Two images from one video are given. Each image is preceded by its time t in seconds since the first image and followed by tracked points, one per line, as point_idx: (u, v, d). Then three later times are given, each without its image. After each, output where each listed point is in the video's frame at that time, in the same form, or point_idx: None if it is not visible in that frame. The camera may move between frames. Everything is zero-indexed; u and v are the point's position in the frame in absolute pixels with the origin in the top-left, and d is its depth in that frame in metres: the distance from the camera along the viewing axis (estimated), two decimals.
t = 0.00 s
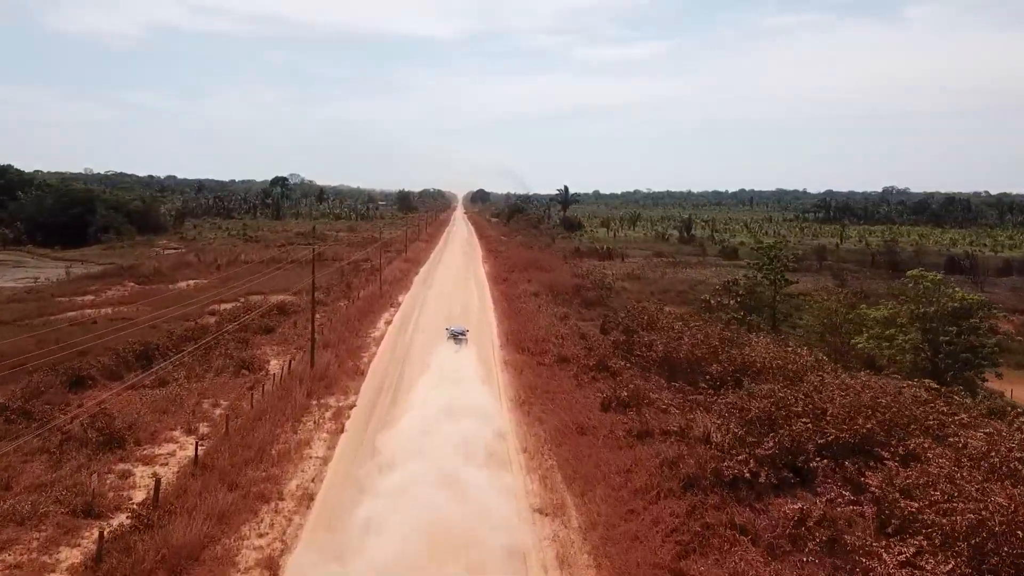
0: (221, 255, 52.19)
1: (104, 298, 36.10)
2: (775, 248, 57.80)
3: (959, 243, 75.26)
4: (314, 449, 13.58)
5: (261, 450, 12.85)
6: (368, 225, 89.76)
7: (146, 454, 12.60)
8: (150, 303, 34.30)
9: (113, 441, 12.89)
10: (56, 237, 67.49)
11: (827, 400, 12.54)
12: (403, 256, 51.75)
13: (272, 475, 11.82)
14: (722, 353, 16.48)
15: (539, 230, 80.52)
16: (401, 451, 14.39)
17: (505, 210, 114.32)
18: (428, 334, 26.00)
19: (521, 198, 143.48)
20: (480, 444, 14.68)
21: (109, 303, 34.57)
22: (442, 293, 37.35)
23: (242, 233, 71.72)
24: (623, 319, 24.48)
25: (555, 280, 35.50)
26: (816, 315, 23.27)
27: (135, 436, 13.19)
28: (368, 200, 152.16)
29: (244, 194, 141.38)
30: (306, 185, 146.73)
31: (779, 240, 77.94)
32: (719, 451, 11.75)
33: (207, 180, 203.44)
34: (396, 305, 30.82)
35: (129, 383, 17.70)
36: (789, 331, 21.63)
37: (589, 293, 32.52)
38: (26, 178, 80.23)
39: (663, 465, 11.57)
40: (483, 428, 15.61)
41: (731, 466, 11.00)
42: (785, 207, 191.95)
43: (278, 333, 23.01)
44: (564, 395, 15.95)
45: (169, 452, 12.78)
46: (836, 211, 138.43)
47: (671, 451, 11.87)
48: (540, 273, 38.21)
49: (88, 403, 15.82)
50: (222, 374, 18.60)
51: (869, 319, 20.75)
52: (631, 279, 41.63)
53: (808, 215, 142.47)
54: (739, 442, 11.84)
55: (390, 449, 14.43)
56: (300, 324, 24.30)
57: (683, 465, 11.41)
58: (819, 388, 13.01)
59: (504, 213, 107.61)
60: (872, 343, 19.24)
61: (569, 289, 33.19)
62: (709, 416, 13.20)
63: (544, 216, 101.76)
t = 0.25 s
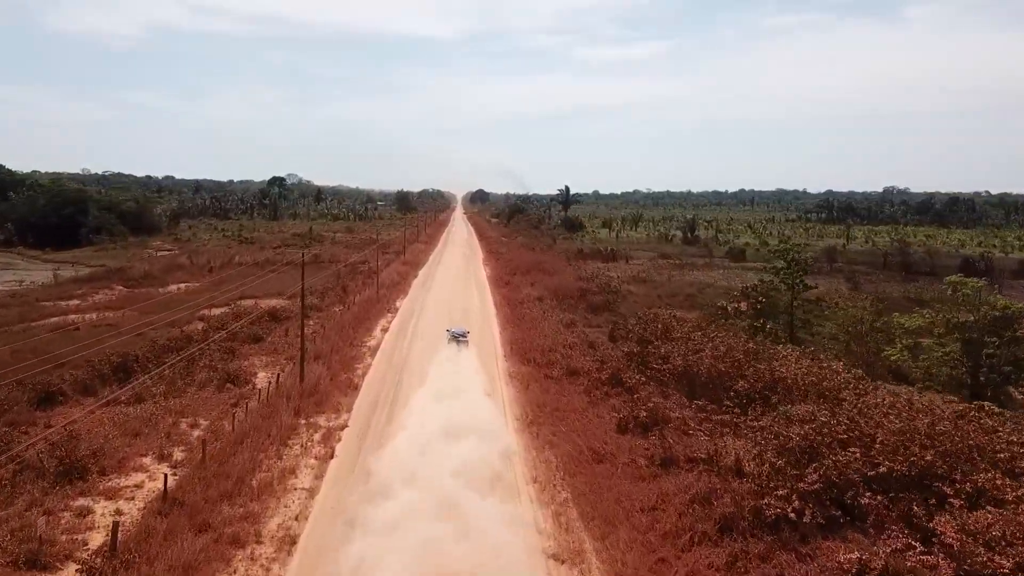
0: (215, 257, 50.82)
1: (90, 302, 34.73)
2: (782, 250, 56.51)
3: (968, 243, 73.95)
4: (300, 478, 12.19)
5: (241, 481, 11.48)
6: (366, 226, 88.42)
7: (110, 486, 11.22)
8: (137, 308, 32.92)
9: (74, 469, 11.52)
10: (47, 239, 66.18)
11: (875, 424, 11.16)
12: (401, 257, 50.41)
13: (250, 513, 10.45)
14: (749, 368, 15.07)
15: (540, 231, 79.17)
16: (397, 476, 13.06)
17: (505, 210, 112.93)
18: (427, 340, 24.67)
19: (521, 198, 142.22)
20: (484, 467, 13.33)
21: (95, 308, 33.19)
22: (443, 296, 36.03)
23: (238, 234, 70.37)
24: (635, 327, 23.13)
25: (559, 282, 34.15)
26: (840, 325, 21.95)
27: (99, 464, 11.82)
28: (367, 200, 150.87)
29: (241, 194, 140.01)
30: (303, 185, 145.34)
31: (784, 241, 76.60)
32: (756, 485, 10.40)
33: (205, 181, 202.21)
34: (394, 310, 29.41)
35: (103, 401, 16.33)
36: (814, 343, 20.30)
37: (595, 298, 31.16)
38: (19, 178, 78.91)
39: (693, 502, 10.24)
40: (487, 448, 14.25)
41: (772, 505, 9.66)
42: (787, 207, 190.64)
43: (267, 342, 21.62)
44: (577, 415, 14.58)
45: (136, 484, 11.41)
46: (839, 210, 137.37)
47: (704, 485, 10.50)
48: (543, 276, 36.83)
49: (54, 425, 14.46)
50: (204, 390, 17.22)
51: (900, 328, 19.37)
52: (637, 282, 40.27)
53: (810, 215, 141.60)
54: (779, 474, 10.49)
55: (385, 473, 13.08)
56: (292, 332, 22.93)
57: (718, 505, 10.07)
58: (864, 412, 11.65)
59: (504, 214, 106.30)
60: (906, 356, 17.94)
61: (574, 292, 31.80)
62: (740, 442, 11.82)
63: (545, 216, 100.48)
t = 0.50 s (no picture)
0: (208, 259, 49.48)
1: (75, 307, 33.37)
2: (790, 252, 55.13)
3: (976, 244, 72.59)
4: (281, 516, 10.81)
5: (213, 521, 10.14)
6: (364, 227, 87.09)
7: (63, 528, 9.85)
8: (123, 314, 31.55)
9: (25, 506, 10.18)
10: (38, 240, 64.88)
11: (933, 453, 9.83)
12: (400, 259, 49.05)
13: (220, 562, 9.07)
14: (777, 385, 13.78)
15: (541, 232, 77.79)
16: (392, 507, 11.72)
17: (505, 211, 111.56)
18: (427, 349, 23.37)
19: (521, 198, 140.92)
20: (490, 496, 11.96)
21: (79, 313, 31.82)
22: (443, 301, 34.71)
23: (233, 235, 69.05)
24: (647, 335, 21.76)
25: (563, 286, 32.79)
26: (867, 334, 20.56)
27: (53, 500, 10.45)
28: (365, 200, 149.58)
29: (238, 194, 138.70)
30: (301, 185, 143.98)
31: (790, 241, 75.21)
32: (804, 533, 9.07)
33: (202, 181, 201.02)
34: (391, 316, 28.03)
35: (71, 421, 14.96)
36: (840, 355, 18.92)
37: (601, 303, 29.80)
38: (11, 179, 77.63)
39: (734, 555, 8.94)
40: (493, 474, 12.88)
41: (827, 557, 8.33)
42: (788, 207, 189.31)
43: (255, 352, 20.25)
44: (591, 438, 13.20)
45: (94, 524, 10.04)
46: (843, 211, 136.07)
47: (744, 534, 9.24)
48: (546, 280, 35.45)
49: (13, 451, 13.10)
50: (183, 409, 15.85)
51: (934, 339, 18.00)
52: (643, 285, 38.90)
53: (814, 215, 140.21)
54: (830, 517, 9.14)
55: (379, 503, 11.79)
56: (282, 342, 21.55)
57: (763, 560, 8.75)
58: (920, 438, 10.29)
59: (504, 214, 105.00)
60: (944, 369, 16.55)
61: (579, 296, 30.43)
62: (778, 475, 10.51)
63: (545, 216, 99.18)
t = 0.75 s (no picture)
0: (201, 262, 48.10)
1: (58, 312, 31.96)
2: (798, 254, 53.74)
3: (986, 245, 71.25)
4: (256, 566, 9.44)
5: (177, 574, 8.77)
6: (362, 227, 85.67)
7: None
8: (108, 319, 30.15)
9: None
10: (29, 241, 63.49)
11: (1013, 490, 8.49)
12: (398, 261, 47.66)
13: None
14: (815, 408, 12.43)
15: (542, 233, 76.36)
16: (387, 543, 10.39)
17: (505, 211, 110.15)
18: (426, 358, 22.03)
19: (521, 198, 139.63)
20: (498, 529, 10.61)
21: (62, 318, 30.41)
22: (443, 305, 33.34)
23: (229, 236, 67.68)
24: (660, 345, 20.37)
25: (567, 291, 31.40)
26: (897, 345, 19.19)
27: None
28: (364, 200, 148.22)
29: (235, 195, 137.35)
30: (300, 186, 142.58)
31: (797, 242, 73.84)
32: None
33: (201, 181, 200.07)
34: (387, 322, 26.64)
35: (32, 445, 13.54)
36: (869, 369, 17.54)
37: (608, 309, 28.44)
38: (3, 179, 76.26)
39: None
40: (500, 504, 11.55)
41: None
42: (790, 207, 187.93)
43: (241, 364, 18.88)
44: (610, 469, 11.84)
45: None
46: (847, 211, 134.74)
47: None
48: (550, 284, 34.05)
49: None
50: (158, 431, 14.46)
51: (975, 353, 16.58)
52: (650, 288, 37.51)
53: (818, 215, 138.85)
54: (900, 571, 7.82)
55: (371, 539, 10.48)
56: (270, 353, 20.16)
57: None
58: (994, 472, 8.96)
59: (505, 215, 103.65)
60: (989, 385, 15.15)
61: (585, 302, 29.05)
62: (826, 515, 9.19)
63: (546, 216, 97.75)
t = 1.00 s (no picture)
0: (193, 264, 46.78)
1: (39, 317, 30.58)
2: (807, 257, 52.38)
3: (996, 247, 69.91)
4: None
5: None
6: (361, 228, 84.32)
7: None
8: (91, 326, 28.77)
9: None
10: (21, 242, 62.10)
11: None
12: (396, 263, 46.28)
13: None
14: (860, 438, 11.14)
15: (544, 234, 74.96)
16: None
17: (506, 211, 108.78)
18: (425, 370, 20.75)
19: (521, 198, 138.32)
20: None
21: (43, 325, 29.04)
22: (443, 309, 32.02)
23: (224, 237, 66.35)
24: (675, 357, 19.00)
25: (572, 295, 30.02)
26: (931, 360, 17.83)
27: None
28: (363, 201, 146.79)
29: (233, 195, 136.08)
30: (298, 186, 141.22)
31: (803, 244, 72.47)
32: None
33: (199, 181, 198.81)
34: (383, 330, 25.26)
35: None
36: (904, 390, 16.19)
37: (616, 315, 27.07)
38: None
39: None
40: (506, 542, 10.19)
41: None
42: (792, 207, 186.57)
43: (224, 379, 17.52)
44: (630, 507, 10.50)
45: None
46: (851, 211, 133.38)
47: None
48: (553, 288, 32.65)
49: None
50: (127, 456, 13.11)
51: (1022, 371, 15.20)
52: (657, 292, 36.13)
53: (822, 216, 137.50)
54: None
55: None
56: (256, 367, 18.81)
57: None
58: None
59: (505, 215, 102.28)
60: None
61: (591, 307, 27.68)
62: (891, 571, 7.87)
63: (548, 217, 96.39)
